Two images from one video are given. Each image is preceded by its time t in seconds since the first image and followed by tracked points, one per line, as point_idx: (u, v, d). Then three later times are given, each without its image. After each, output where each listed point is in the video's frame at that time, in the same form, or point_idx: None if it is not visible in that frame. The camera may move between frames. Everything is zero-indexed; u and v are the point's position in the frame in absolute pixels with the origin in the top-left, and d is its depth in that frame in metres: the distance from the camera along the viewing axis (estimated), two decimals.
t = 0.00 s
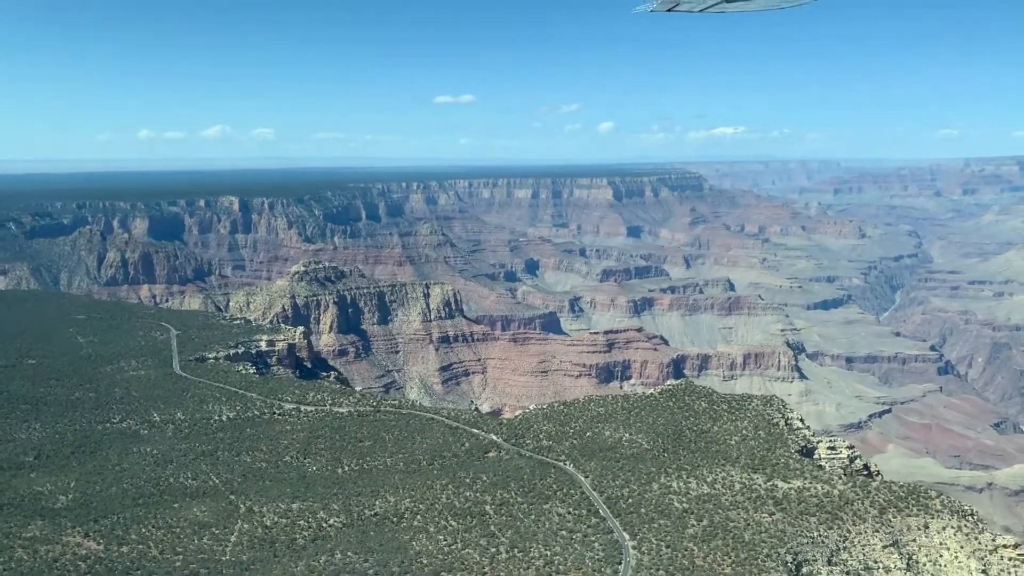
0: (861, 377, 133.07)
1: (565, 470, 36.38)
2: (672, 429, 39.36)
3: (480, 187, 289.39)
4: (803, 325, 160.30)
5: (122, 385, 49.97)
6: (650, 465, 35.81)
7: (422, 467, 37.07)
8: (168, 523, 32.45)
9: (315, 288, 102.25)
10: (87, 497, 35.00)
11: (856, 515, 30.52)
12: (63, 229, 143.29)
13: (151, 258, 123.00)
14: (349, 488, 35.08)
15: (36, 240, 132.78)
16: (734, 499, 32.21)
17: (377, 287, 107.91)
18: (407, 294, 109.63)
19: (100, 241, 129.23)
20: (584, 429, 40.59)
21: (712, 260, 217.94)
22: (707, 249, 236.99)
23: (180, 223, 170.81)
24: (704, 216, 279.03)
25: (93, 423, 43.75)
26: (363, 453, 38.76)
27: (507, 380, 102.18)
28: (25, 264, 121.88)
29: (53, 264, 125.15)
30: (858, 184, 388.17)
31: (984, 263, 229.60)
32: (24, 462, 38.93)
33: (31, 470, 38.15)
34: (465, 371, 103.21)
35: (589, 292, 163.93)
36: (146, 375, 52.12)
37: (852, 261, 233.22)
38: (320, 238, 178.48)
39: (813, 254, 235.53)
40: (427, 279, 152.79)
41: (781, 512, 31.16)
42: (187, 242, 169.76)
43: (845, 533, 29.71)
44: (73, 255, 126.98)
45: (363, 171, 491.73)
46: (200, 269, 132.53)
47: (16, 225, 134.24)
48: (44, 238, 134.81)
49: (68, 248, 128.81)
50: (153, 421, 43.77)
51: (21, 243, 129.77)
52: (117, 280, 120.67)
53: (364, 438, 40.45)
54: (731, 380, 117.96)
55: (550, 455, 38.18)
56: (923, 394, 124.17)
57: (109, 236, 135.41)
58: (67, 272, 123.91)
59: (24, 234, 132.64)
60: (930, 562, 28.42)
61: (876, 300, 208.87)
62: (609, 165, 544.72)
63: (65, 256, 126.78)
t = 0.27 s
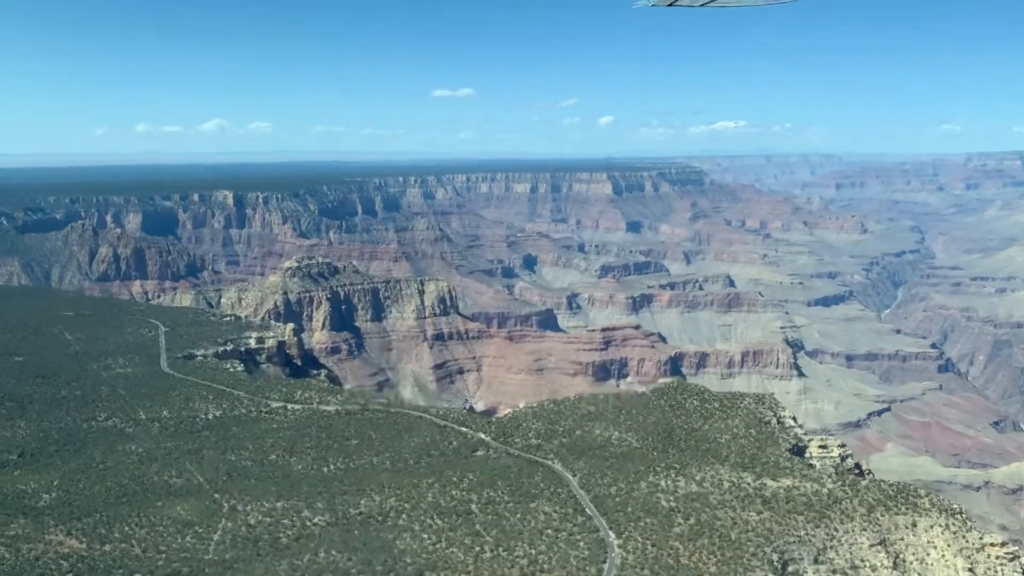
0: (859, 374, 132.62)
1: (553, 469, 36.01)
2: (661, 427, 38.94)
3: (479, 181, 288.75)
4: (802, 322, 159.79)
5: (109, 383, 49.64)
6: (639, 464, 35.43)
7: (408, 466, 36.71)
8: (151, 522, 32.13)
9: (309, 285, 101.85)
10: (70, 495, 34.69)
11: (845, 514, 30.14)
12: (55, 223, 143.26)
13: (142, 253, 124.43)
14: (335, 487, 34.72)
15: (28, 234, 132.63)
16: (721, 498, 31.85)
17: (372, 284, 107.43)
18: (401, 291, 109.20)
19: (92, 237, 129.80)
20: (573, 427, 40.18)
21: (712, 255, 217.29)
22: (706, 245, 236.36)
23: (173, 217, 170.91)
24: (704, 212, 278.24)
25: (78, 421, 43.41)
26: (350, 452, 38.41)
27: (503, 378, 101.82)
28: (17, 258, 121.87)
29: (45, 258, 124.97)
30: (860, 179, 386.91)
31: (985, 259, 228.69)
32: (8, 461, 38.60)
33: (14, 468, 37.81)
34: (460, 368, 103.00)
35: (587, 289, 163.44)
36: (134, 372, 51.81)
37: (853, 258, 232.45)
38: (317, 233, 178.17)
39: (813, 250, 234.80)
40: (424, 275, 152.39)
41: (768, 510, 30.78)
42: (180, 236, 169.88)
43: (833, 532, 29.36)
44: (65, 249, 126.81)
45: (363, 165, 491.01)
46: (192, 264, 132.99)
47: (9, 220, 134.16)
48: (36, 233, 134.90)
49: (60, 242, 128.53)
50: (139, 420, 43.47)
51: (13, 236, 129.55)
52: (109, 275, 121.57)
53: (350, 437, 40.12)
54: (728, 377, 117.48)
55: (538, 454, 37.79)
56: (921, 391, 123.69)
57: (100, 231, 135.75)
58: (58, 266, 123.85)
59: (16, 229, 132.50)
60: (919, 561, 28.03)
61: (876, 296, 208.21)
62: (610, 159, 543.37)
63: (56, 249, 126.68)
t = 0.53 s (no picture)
0: (852, 373, 133.35)
1: (539, 466, 36.43)
2: (647, 424, 39.33)
3: (475, 181, 289.12)
4: (795, 321, 160.49)
5: (102, 381, 49.92)
6: (624, 461, 35.85)
7: (396, 463, 37.08)
8: (140, 518, 32.49)
9: (304, 283, 102.01)
10: (61, 492, 35.01)
11: (825, 510, 30.61)
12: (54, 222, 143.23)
13: (141, 252, 124.01)
14: (323, 483, 35.09)
15: (27, 232, 132.66)
16: (705, 494, 32.29)
17: (367, 282, 107.46)
18: (397, 289, 109.08)
19: (90, 235, 129.71)
20: (561, 425, 40.57)
21: (706, 255, 217.87)
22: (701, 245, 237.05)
23: (172, 216, 170.84)
24: (699, 211, 278.89)
25: (71, 418, 43.72)
26: (339, 448, 38.77)
27: (497, 377, 102.39)
28: (15, 257, 122.15)
29: (43, 257, 125.17)
30: (855, 179, 388.00)
31: (979, 259, 229.63)
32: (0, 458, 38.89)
33: (6, 465, 38.10)
34: (454, 366, 103.56)
35: (582, 287, 163.91)
36: (128, 370, 52.12)
37: (847, 257, 233.28)
38: (313, 232, 178.44)
39: (807, 249, 235.64)
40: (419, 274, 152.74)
41: (750, 507, 31.23)
42: (179, 235, 169.55)
43: (813, 528, 29.83)
44: (63, 248, 126.90)
45: (360, 164, 491.04)
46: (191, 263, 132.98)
47: (7, 219, 134.21)
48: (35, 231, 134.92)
49: (58, 241, 128.56)
50: (132, 417, 43.78)
51: (12, 235, 129.56)
52: (107, 274, 121.70)
53: (341, 434, 40.47)
54: (721, 376, 117.97)
55: (526, 451, 38.19)
56: (913, 389, 124.28)
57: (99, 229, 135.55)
58: (56, 265, 124.00)
59: (15, 228, 132.54)
60: (897, 557, 28.52)
61: (870, 296, 209.05)
62: (607, 159, 543.88)
63: (54, 248, 126.77)
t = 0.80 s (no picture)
0: (849, 369, 133.27)
1: (528, 462, 36.23)
2: (637, 420, 39.11)
3: (474, 177, 288.74)
4: (793, 317, 160.29)
5: (92, 376, 49.72)
6: (613, 457, 35.65)
7: (385, 459, 36.90)
8: (125, 514, 32.33)
9: (299, 279, 101.61)
10: (47, 487, 34.83)
11: (814, 507, 30.39)
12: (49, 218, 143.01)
13: (135, 247, 122.24)
14: (310, 479, 34.93)
15: (21, 229, 132.31)
16: (693, 491, 32.11)
17: (363, 278, 107.15)
18: (392, 285, 108.87)
19: (85, 232, 129.36)
20: (551, 421, 40.37)
21: (705, 251, 217.58)
22: (700, 241, 236.86)
23: (168, 213, 170.64)
24: (698, 207, 278.49)
25: (60, 414, 43.52)
26: (328, 444, 38.60)
27: (492, 373, 102.49)
28: (10, 253, 122.02)
29: (38, 254, 125.08)
30: (855, 175, 387.53)
31: (978, 255, 229.26)
32: None
33: None
34: (450, 362, 103.61)
35: (580, 283, 163.69)
36: (118, 366, 51.95)
37: (846, 253, 232.98)
38: (310, 228, 178.24)
39: (806, 245, 235.37)
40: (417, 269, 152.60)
41: (738, 503, 31.03)
42: (176, 231, 169.14)
43: (801, 525, 29.62)
44: (58, 244, 126.80)
45: (359, 160, 490.58)
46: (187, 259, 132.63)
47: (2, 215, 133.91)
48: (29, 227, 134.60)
49: (53, 237, 128.51)
50: (121, 412, 43.61)
51: (7, 231, 129.37)
52: (101, 270, 120.72)
53: (330, 430, 40.27)
54: (718, 372, 117.73)
55: (515, 447, 38.01)
56: (911, 386, 123.98)
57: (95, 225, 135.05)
58: (51, 261, 123.86)
59: (9, 224, 132.26)
60: (885, 553, 28.30)
61: (869, 292, 208.79)
62: (606, 155, 542.93)
63: (49, 245, 126.66)
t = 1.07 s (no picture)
0: (848, 367, 133.32)
1: (517, 461, 36.27)
2: (627, 419, 39.13)
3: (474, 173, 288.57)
4: (792, 315, 160.18)
5: (84, 375, 49.79)
6: (602, 456, 35.68)
7: (374, 458, 36.97)
8: (114, 513, 32.43)
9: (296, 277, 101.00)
10: (36, 486, 34.93)
11: (800, 506, 30.43)
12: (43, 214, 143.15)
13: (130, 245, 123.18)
14: (299, 478, 34.99)
15: (15, 226, 132.47)
16: (680, 489, 32.15)
17: (360, 276, 106.82)
18: (388, 283, 109.19)
19: (79, 229, 129.72)
20: (541, 420, 40.39)
21: (705, 249, 217.42)
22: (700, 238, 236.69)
23: (163, 209, 171.00)
24: (699, 204, 278.20)
25: (51, 413, 43.60)
26: (318, 443, 38.65)
27: (489, 371, 103.12)
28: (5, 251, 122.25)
29: (33, 251, 125.33)
30: (857, 172, 386.96)
31: (979, 253, 229.01)
32: None
33: None
34: (447, 360, 104.15)
35: (579, 281, 163.63)
36: (110, 364, 52.01)
37: (847, 251, 232.76)
38: (306, 225, 178.75)
39: (807, 242, 235.16)
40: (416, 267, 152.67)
41: (725, 502, 31.08)
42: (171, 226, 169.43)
43: (787, 524, 29.65)
44: (52, 242, 127.06)
45: (361, 155, 490.03)
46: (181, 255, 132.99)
47: None
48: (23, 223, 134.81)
49: (47, 235, 128.78)
50: (112, 411, 43.69)
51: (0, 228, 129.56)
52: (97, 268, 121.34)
53: (320, 429, 40.36)
54: (716, 370, 117.49)
55: (505, 446, 38.06)
56: (909, 385, 123.78)
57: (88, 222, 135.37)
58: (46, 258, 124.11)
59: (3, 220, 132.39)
60: (870, 552, 28.33)
61: (869, 290, 208.59)
62: (608, 151, 542.13)
63: (43, 242, 126.92)
